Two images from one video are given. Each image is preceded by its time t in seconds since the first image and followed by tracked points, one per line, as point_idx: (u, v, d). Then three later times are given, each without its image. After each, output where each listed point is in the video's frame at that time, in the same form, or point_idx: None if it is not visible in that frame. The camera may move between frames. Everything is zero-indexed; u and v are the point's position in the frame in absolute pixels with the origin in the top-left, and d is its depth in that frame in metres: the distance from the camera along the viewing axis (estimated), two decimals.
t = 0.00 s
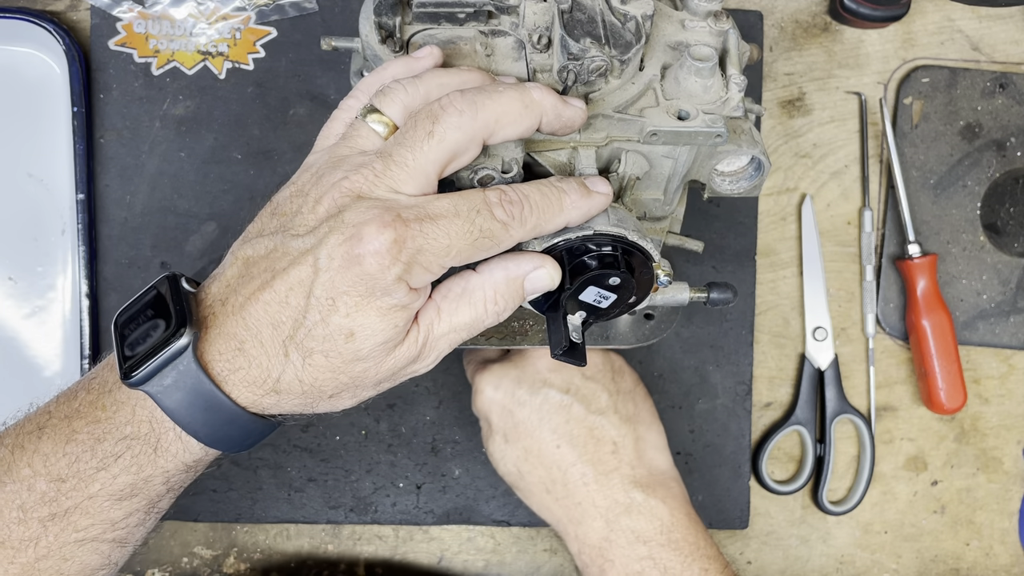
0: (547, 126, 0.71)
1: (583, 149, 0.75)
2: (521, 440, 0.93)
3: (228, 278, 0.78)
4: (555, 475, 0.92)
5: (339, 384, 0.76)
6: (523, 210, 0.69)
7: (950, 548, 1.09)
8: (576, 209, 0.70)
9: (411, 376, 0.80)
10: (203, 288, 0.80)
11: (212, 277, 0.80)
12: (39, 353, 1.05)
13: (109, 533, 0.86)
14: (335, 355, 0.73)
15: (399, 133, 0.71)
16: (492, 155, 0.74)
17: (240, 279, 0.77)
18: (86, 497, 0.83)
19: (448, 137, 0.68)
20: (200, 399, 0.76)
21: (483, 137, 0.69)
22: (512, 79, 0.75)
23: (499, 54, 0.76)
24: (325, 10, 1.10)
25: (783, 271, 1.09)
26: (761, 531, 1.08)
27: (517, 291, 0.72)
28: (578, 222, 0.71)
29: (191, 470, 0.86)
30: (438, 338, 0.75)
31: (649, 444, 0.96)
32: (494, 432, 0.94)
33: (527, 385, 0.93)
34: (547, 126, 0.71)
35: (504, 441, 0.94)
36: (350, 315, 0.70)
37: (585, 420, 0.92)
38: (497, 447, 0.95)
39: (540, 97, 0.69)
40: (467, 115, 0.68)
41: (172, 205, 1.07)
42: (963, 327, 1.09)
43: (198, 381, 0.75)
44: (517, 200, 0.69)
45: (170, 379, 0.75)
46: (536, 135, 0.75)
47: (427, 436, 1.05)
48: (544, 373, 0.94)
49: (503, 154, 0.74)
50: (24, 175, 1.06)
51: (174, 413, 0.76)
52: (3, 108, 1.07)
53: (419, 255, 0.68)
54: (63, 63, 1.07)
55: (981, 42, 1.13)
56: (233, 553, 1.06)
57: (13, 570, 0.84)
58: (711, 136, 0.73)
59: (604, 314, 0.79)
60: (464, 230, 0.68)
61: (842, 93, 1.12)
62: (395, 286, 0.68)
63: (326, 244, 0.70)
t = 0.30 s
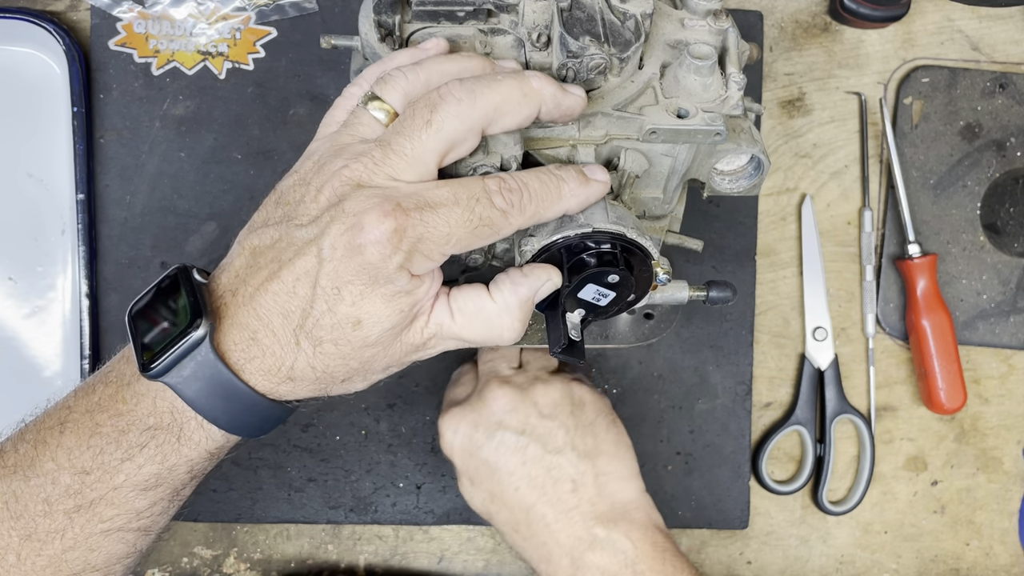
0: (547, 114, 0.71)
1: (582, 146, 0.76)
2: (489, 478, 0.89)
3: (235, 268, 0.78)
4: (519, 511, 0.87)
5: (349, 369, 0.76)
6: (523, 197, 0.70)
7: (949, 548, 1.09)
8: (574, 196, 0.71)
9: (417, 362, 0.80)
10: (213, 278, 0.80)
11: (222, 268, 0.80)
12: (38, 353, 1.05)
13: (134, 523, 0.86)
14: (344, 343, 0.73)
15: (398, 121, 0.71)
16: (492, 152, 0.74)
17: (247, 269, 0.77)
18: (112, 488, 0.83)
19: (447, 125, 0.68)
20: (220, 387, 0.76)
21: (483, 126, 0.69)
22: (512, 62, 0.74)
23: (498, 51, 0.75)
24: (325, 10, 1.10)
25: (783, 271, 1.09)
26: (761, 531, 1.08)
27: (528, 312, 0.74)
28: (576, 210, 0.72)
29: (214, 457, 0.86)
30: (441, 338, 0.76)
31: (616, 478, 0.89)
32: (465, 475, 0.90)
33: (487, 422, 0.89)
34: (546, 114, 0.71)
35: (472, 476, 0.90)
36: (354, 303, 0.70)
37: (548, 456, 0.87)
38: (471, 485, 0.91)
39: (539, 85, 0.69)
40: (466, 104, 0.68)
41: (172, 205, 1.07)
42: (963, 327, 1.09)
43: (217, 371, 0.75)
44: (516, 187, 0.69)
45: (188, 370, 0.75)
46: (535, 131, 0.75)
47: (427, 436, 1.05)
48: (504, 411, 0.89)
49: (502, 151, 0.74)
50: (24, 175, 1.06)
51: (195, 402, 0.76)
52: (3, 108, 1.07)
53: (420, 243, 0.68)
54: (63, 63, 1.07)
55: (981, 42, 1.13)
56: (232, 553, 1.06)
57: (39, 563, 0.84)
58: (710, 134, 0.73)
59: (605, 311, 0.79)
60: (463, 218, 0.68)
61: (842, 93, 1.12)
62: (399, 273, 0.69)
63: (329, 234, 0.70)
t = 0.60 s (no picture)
0: (544, 106, 0.71)
1: (582, 143, 0.75)
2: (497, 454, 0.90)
3: (233, 267, 0.78)
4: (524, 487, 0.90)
5: (345, 370, 0.75)
6: (519, 179, 0.70)
7: (949, 548, 1.09)
8: (568, 176, 0.71)
9: (416, 369, 0.80)
10: (209, 279, 0.80)
11: (217, 268, 0.80)
12: (38, 353, 1.05)
13: (138, 527, 0.86)
14: (343, 340, 0.73)
15: (395, 119, 0.71)
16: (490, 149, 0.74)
17: (244, 268, 0.77)
18: (114, 493, 0.83)
19: (444, 122, 0.68)
20: (216, 387, 0.76)
21: (480, 121, 0.69)
22: (509, 58, 0.74)
23: (497, 49, 0.76)
24: (325, 10, 1.10)
25: (783, 271, 1.09)
26: (761, 531, 1.08)
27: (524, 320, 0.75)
28: (571, 189, 0.72)
29: (214, 458, 0.86)
30: (441, 348, 0.76)
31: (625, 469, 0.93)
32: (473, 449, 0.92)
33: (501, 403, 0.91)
34: (543, 106, 0.70)
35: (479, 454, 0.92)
36: (355, 300, 0.70)
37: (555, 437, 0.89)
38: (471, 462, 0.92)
39: (535, 77, 0.69)
40: (462, 99, 0.68)
41: (172, 205, 1.07)
42: (963, 327, 1.09)
43: (213, 371, 0.75)
44: (513, 171, 0.69)
45: (184, 370, 0.75)
46: (534, 128, 0.75)
47: (427, 436, 1.05)
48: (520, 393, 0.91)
49: (500, 148, 0.74)
50: (24, 175, 1.06)
51: (192, 403, 0.76)
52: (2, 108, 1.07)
53: (420, 236, 0.68)
54: (62, 63, 1.07)
55: (981, 43, 1.13)
56: (232, 553, 1.06)
57: (45, 569, 0.84)
58: (710, 131, 0.73)
59: (603, 309, 0.80)
60: (463, 205, 0.68)
61: (842, 94, 1.12)
62: (400, 269, 0.69)
63: (329, 231, 0.70)
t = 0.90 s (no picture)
0: (542, 111, 0.71)
1: (581, 144, 0.76)
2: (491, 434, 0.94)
3: (229, 269, 0.78)
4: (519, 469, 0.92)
5: (341, 372, 0.75)
6: (516, 180, 0.70)
7: (950, 548, 1.09)
8: (565, 177, 0.71)
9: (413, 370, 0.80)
10: (206, 281, 0.80)
11: (213, 270, 0.80)
12: (38, 353, 1.05)
13: (133, 532, 0.86)
14: (340, 342, 0.73)
15: (394, 123, 0.71)
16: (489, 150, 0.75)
17: (241, 270, 0.77)
18: (106, 497, 0.83)
19: (443, 126, 0.68)
20: (211, 389, 0.76)
21: (478, 125, 0.69)
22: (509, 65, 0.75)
23: (497, 50, 0.76)
24: (325, 10, 1.10)
25: (783, 271, 1.09)
26: (761, 531, 1.08)
27: (520, 318, 0.75)
28: (568, 190, 0.72)
29: (209, 462, 0.86)
30: (437, 348, 0.76)
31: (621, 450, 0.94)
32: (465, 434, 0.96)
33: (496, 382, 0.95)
34: (542, 110, 0.70)
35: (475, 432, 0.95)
36: (352, 302, 0.70)
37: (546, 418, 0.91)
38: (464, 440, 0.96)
39: (534, 81, 0.68)
40: (461, 103, 0.68)
41: (172, 205, 1.07)
42: (963, 327, 1.09)
43: (207, 373, 0.75)
44: (510, 171, 0.70)
45: (179, 372, 0.75)
46: (534, 129, 0.75)
47: (427, 436, 1.05)
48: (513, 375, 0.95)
49: (499, 149, 0.74)
50: (24, 175, 1.06)
51: (186, 406, 0.76)
52: (2, 108, 1.07)
53: (419, 238, 0.68)
54: (63, 63, 1.07)
55: (981, 43, 1.13)
56: (232, 553, 1.06)
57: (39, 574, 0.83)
58: (709, 132, 0.73)
59: (602, 310, 0.79)
60: (460, 206, 0.68)
61: (842, 93, 1.12)
62: (398, 271, 0.69)
63: (326, 233, 0.70)
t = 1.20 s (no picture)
0: (544, 114, 0.71)
1: (582, 146, 0.76)
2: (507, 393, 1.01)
3: (229, 270, 0.78)
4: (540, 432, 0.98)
5: (342, 374, 0.76)
6: (517, 182, 0.70)
7: (949, 548, 1.09)
8: (566, 179, 0.71)
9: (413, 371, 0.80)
10: (206, 281, 0.80)
11: (214, 271, 0.80)
12: (39, 353, 1.05)
13: (130, 530, 0.86)
14: (340, 344, 0.73)
15: (396, 125, 0.71)
16: (490, 152, 0.75)
17: (242, 271, 0.77)
18: (104, 495, 0.83)
19: (444, 129, 0.68)
20: (210, 390, 0.76)
21: (479, 128, 0.69)
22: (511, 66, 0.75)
23: (497, 51, 0.76)
24: (325, 10, 1.10)
25: (783, 271, 1.09)
26: (761, 531, 1.08)
27: (521, 319, 0.74)
28: (569, 192, 0.72)
29: (207, 462, 0.86)
30: (438, 348, 0.76)
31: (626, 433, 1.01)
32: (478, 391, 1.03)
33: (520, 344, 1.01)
34: (543, 113, 0.70)
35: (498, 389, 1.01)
36: (353, 304, 0.70)
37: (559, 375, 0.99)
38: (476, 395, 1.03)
39: (536, 85, 0.68)
40: (462, 106, 0.68)
41: (172, 205, 1.07)
42: (963, 327, 1.09)
43: (206, 374, 0.75)
44: (511, 173, 0.70)
45: (178, 373, 0.75)
46: (534, 131, 0.75)
47: (427, 436, 1.05)
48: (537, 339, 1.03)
49: (500, 151, 0.74)
50: (24, 175, 1.06)
51: (185, 406, 0.76)
52: (2, 108, 1.07)
53: (420, 240, 0.68)
54: (63, 63, 1.07)
55: (981, 42, 1.13)
56: (233, 553, 1.06)
57: (37, 571, 0.84)
58: (710, 134, 0.73)
59: (604, 312, 0.79)
60: (461, 208, 0.69)
61: (841, 93, 1.12)
62: (399, 273, 0.69)
63: (326, 235, 0.70)
